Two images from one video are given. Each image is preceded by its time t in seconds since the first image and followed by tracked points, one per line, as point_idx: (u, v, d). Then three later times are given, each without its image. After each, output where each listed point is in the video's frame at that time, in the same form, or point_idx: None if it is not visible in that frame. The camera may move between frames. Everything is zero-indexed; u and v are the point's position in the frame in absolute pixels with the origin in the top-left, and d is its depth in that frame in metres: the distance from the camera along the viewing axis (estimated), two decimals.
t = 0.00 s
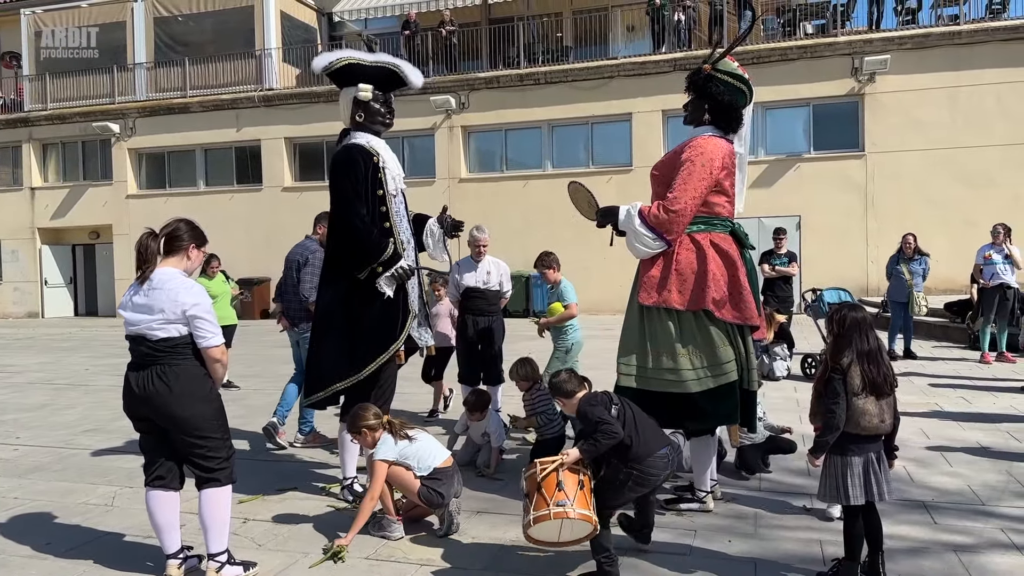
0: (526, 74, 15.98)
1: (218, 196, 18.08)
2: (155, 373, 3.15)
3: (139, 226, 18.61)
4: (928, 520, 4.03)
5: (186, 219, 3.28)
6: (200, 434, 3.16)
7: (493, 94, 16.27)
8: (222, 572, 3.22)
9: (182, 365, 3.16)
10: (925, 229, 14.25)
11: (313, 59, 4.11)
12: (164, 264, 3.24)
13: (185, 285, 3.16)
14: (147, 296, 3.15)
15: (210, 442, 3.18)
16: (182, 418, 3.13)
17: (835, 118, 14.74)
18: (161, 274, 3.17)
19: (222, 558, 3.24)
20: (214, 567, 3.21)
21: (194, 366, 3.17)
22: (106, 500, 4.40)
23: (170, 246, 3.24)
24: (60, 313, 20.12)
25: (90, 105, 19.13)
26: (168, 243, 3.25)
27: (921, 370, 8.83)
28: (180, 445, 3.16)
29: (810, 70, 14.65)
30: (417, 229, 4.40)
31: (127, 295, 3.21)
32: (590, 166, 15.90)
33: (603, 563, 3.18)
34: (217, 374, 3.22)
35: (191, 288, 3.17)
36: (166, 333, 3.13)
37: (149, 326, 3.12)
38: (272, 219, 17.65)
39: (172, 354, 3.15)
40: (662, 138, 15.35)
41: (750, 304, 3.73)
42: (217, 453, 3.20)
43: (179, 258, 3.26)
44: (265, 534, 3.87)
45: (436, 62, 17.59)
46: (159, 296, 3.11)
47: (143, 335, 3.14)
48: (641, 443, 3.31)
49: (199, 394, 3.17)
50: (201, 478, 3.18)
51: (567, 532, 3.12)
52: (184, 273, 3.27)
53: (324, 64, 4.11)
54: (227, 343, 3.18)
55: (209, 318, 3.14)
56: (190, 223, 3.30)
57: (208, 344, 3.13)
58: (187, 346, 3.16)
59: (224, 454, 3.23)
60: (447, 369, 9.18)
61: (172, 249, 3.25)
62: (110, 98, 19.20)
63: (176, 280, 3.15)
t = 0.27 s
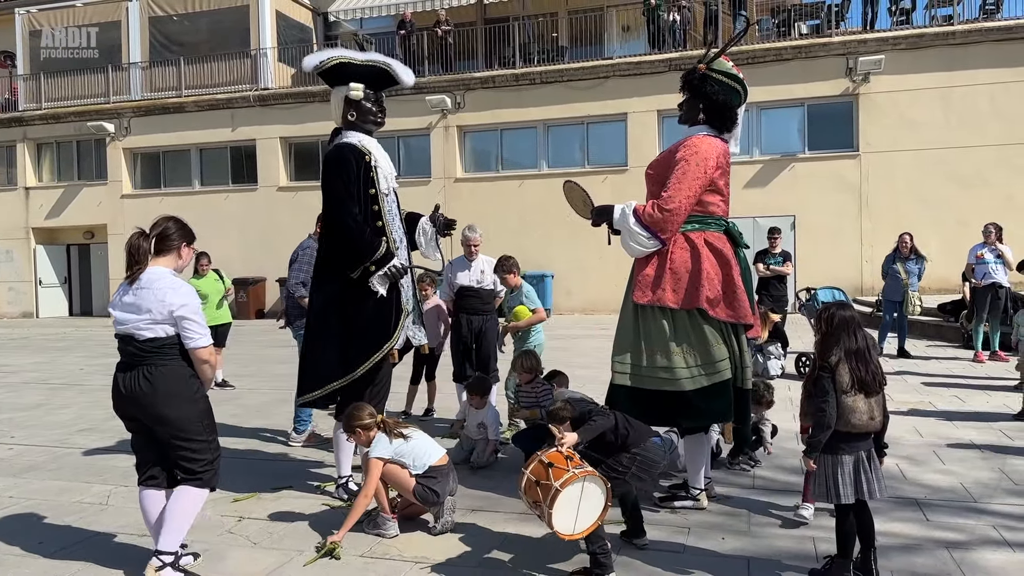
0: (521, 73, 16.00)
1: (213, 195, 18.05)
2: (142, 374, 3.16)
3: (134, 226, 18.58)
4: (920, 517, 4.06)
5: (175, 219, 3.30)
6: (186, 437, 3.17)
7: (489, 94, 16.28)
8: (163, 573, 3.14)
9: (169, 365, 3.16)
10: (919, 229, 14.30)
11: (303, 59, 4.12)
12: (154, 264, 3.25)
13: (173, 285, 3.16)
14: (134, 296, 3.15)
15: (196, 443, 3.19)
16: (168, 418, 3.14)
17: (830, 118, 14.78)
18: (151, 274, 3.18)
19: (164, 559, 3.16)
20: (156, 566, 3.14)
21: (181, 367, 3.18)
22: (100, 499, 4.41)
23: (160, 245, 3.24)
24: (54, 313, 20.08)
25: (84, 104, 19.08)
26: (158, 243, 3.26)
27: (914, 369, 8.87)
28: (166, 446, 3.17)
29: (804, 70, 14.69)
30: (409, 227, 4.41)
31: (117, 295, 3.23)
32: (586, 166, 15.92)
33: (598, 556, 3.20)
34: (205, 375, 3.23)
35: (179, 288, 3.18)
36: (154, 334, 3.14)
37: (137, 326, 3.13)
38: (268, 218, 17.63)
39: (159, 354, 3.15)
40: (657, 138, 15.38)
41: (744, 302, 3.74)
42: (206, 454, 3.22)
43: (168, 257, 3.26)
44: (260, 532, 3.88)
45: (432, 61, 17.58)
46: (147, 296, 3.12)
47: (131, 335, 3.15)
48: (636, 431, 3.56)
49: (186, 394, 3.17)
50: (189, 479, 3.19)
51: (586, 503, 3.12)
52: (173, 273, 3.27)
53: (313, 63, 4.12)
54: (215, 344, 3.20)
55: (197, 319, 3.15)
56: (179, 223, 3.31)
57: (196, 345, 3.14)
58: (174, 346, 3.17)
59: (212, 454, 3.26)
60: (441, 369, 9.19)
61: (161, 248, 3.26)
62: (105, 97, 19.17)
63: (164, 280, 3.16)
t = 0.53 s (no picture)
0: (517, 73, 15.99)
1: (207, 194, 18.01)
2: (125, 371, 3.16)
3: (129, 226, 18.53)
4: (914, 515, 4.07)
5: (153, 213, 3.25)
6: (158, 435, 3.16)
7: (485, 93, 16.27)
8: None
9: (149, 363, 3.16)
10: (914, 228, 14.34)
11: (299, 55, 4.11)
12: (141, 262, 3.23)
13: (157, 284, 3.14)
14: (118, 293, 3.15)
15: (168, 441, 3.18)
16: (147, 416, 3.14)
17: (824, 117, 14.82)
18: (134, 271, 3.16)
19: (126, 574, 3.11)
20: None
21: (161, 365, 3.18)
22: (94, 498, 4.40)
23: (144, 241, 3.21)
24: (49, 312, 20.02)
25: (79, 103, 19.02)
26: (143, 239, 3.22)
27: (909, 368, 8.89)
28: (137, 444, 3.16)
29: (799, 70, 14.72)
30: (402, 226, 4.41)
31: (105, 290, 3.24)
32: (581, 165, 15.93)
33: (593, 548, 3.20)
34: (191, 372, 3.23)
35: (163, 286, 3.16)
36: (137, 332, 3.14)
37: (121, 324, 3.14)
38: (262, 217, 17.60)
39: (143, 351, 3.15)
40: (653, 137, 15.39)
41: (739, 300, 3.76)
42: (171, 455, 3.19)
43: (154, 254, 3.24)
44: (255, 530, 3.88)
45: (427, 60, 17.58)
46: (130, 295, 3.12)
47: (117, 333, 3.16)
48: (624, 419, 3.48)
49: (164, 392, 3.17)
50: (151, 481, 3.15)
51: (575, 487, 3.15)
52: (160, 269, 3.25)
53: (308, 60, 4.10)
54: (199, 344, 3.19)
55: (181, 319, 3.14)
56: (159, 216, 3.26)
57: (180, 344, 3.13)
58: (156, 344, 3.16)
59: (178, 454, 3.23)
60: (436, 369, 9.19)
61: (147, 244, 3.23)
62: (99, 96, 19.13)
63: (147, 278, 3.14)
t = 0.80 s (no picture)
0: (514, 71, 15.97)
1: (203, 193, 17.97)
2: (105, 370, 3.15)
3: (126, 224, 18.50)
4: (910, 512, 4.08)
5: (131, 210, 3.23)
6: (133, 437, 3.10)
7: (482, 91, 16.26)
8: None
9: (126, 362, 3.13)
10: (909, 226, 14.36)
11: (297, 53, 4.10)
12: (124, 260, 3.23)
13: (133, 282, 3.12)
14: (98, 291, 3.17)
15: (144, 443, 3.12)
16: (121, 417, 3.10)
17: (821, 116, 14.84)
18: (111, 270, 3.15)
19: None
20: None
21: (137, 365, 3.14)
22: (90, 496, 4.39)
23: (123, 238, 3.21)
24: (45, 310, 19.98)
25: (74, 101, 18.97)
26: (123, 236, 3.22)
27: (905, 366, 8.91)
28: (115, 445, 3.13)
29: (796, 68, 14.74)
30: (399, 225, 4.41)
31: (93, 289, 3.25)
32: (578, 164, 15.93)
33: (592, 544, 3.23)
34: (170, 370, 3.18)
35: (140, 284, 3.12)
36: (114, 330, 3.13)
37: (101, 323, 3.14)
38: (259, 215, 17.56)
39: (122, 350, 3.13)
40: (650, 135, 15.40)
41: (736, 298, 3.76)
42: (145, 458, 3.12)
43: (134, 251, 3.23)
44: (253, 528, 3.87)
45: (424, 59, 17.57)
46: (108, 294, 3.12)
47: (99, 331, 3.17)
48: (623, 419, 3.50)
49: (140, 393, 3.12)
50: (124, 486, 3.08)
51: (540, 485, 3.30)
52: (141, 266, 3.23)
53: (307, 58, 4.09)
54: (172, 341, 3.12)
55: (153, 316, 3.09)
56: (137, 212, 3.24)
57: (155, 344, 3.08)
58: (132, 343, 3.13)
59: (155, 457, 3.16)
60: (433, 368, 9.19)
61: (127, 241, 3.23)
62: (95, 94, 19.09)
63: (123, 275, 3.13)
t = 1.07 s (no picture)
0: (511, 68, 15.96)
1: (200, 190, 17.94)
2: (89, 367, 3.14)
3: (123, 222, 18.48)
4: (906, 507, 4.09)
5: (105, 204, 3.19)
6: (118, 435, 3.10)
7: (479, 89, 16.25)
8: None
9: (108, 359, 3.11)
10: (906, 224, 14.39)
11: (295, 49, 4.10)
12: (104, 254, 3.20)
13: (109, 277, 3.08)
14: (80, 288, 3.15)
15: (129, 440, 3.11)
16: (104, 415, 3.09)
17: (818, 114, 14.86)
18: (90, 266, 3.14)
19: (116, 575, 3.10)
20: None
21: (118, 361, 3.11)
22: (88, 493, 4.39)
23: (101, 233, 3.18)
24: (42, 309, 19.95)
25: (71, 98, 18.93)
26: (101, 231, 3.19)
27: (902, 363, 8.93)
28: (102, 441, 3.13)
29: (793, 66, 14.75)
30: (397, 221, 4.42)
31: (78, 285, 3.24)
32: (576, 161, 15.93)
33: (589, 539, 3.24)
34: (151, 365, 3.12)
35: (117, 279, 3.08)
36: (95, 327, 3.11)
37: (83, 320, 3.13)
38: (256, 213, 17.55)
39: (104, 347, 3.11)
40: (647, 133, 15.41)
41: (733, 294, 3.76)
42: (129, 455, 3.11)
43: (113, 245, 3.20)
44: (251, 524, 3.88)
45: (422, 56, 17.56)
46: (87, 291, 3.10)
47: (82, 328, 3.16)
48: (619, 414, 3.51)
49: (121, 389, 3.10)
50: (112, 482, 3.09)
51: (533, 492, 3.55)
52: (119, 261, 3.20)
53: (305, 54, 4.10)
54: (147, 336, 3.06)
55: (127, 312, 3.03)
56: (113, 206, 3.20)
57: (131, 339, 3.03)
58: (112, 339, 3.10)
59: (139, 454, 3.14)
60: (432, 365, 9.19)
61: (106, 236, 3.20)
62: (92, 91, 19.06)
63: (100, 271, 3.10)
